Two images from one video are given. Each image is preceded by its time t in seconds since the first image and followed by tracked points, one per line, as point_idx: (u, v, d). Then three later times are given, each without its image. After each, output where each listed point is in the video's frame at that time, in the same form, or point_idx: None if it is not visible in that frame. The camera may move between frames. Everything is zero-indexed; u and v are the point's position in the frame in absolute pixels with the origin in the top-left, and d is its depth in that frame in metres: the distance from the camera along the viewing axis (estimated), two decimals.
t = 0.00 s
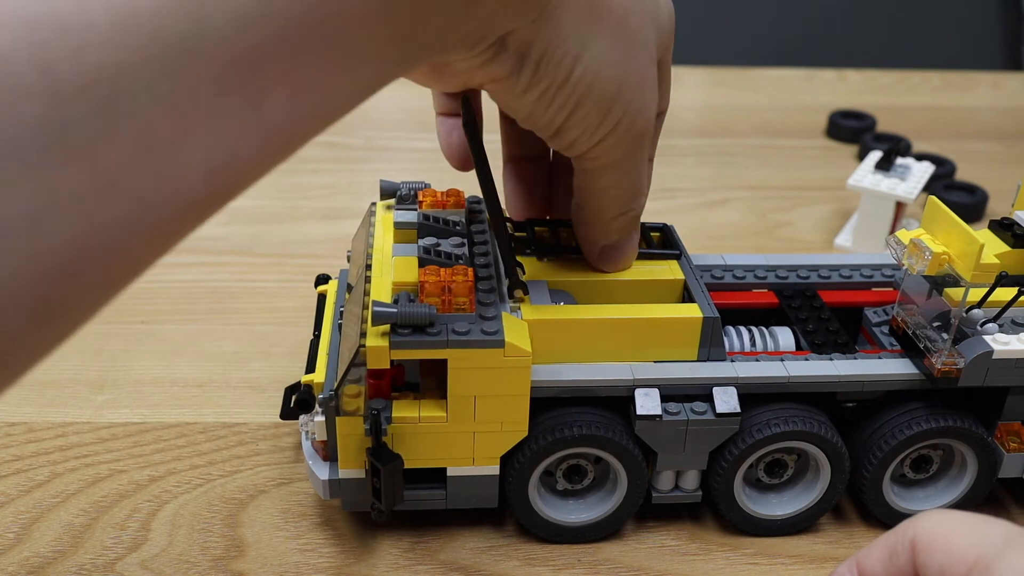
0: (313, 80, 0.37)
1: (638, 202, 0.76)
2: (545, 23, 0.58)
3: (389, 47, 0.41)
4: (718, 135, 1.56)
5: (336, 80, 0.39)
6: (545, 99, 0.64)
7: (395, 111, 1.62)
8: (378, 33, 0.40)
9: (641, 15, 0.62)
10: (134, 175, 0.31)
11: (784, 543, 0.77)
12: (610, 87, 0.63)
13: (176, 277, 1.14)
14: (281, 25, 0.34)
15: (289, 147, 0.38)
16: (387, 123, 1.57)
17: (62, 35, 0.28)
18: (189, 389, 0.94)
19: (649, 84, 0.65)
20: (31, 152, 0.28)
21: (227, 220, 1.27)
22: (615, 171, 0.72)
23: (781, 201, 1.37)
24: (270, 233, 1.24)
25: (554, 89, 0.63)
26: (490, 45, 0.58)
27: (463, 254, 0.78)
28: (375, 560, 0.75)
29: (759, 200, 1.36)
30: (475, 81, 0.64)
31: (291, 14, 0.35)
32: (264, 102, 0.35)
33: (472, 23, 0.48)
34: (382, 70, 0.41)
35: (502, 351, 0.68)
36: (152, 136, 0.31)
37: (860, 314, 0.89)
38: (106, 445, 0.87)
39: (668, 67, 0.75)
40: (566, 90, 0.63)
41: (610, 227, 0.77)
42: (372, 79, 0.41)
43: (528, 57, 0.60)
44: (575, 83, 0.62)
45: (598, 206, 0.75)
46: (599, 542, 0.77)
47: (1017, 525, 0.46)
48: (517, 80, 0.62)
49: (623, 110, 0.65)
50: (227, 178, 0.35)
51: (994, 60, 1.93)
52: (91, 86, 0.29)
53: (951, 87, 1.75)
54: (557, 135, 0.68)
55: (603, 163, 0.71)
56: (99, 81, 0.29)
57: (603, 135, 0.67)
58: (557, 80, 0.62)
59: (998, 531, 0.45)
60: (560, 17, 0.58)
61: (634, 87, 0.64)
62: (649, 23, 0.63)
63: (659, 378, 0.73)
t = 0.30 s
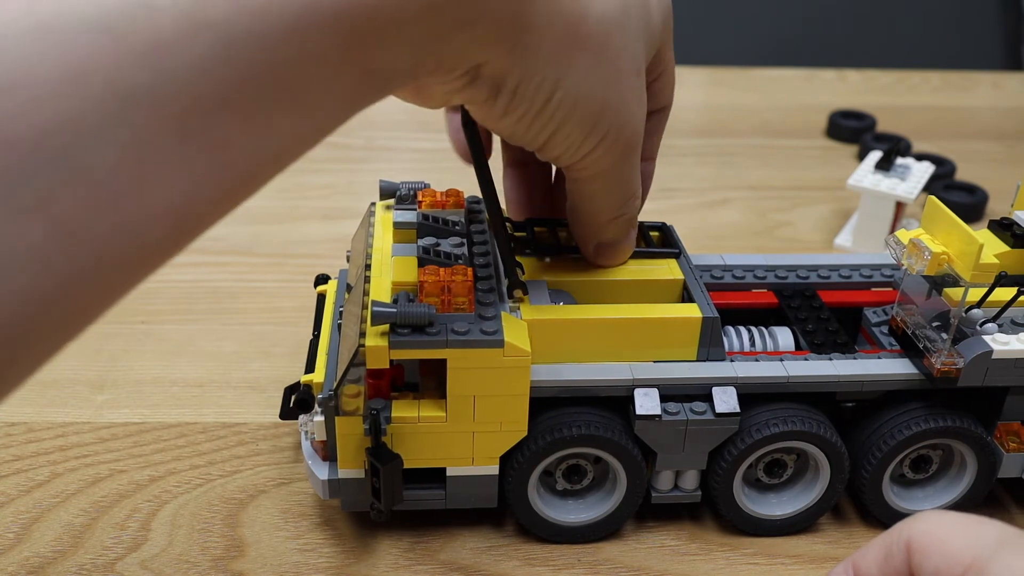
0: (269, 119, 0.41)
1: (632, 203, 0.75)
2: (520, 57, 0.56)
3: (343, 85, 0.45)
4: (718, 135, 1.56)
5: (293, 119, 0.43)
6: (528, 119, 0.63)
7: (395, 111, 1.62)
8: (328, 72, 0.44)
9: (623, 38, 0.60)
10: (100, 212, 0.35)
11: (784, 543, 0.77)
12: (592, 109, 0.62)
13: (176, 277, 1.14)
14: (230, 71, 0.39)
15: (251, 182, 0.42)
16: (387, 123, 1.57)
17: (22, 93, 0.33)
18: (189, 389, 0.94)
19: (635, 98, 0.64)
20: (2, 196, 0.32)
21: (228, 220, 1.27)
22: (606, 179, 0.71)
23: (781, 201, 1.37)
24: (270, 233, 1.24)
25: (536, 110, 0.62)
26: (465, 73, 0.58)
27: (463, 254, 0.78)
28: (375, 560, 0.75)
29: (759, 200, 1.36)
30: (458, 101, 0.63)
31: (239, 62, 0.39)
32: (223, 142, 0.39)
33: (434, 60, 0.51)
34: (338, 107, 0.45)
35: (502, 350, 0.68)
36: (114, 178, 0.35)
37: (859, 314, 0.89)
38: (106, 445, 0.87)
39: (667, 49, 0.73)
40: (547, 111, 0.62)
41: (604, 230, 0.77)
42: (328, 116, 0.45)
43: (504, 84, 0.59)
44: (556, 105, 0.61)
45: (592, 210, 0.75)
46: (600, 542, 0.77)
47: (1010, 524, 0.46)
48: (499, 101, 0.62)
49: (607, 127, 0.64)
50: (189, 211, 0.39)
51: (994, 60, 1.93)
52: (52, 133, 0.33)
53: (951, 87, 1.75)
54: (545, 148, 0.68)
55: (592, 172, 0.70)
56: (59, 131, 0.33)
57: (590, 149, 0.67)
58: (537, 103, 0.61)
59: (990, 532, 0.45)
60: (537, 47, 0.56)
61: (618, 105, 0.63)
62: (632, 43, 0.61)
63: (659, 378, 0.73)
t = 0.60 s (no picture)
0: (252, 147, 0.41)
1: (630, 213, 0.74)
2: (504, 82, 0.56)
3: (331, 109, 0.44)
4: (718, 135, 1.56)
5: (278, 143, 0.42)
6: (514, 138, 0.63)
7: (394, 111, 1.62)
8: (317, 97, 0.43)
9: (612, 62, 0.59)
10: (79, 244, 0.35)
11: (783, 543, 0.77)
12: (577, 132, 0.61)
13: (176, 277, 1.14)
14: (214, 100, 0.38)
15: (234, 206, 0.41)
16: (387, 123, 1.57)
17: None
18: (189, 389, 0.94)
19: (626, 119, 0.63)
20: None
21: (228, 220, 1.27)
22: (599, 192, 0.70)
23: (781, 201, 1.37)
24: (270, 233, 1.24)
25: (520, 130, 0.61)
26: (449, 96, 0.57)
27: (459, 254, 0.78)
28: (375, 560, 0.75)
29: (759, 200, 1.36)
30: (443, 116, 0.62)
31: (224, 91, 0.38)
32: (205, 172, 0.39)
33: (426, 82, 0.50)
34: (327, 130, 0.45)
35: (497, 351, 0.68)
36: (94, 209, 0.35)
37: (856, 314, 0.89)
38: (106, 445, 0.87)
39: (671, 53, 0.73)
40: (532, 132, 0.61)
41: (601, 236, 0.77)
42: (316, 140, 0.44)
43: (488, 106, 0.58)
44: (540, 127, 0.60)
45: (589, 220, 0.75)
46: (599, 542, 0.76)
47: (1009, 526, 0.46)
48: (483, 121, 0.61)
49: (594, 147, 0.63)
50: (168, 241, 0.38)
51: (994, 60, 1.93)
52: (27, 172, 0.33)
53: (951, 87, 1.75)
54: (532, 164, 0.67)
55: (584, 187, 0.70)
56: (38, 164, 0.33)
57: (580, 167, 0.66)
58: (521, 124, 0.60)
59: (991, 534, 0.45)
60: (520, 75, 0.55)
61: (607, 126, 0.62)
62: (623, 68, 0.60)
63: (654, 378, 0.73)
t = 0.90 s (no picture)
0: (243, 145, 0.40)
1: (626, 230, 0.74)
2: (483, 87, 0.56)
3: (321, 108, 0.44)
4: (718, 135, 1.56)
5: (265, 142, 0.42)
6: (496, 148, 0.62)
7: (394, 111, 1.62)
8: (303, 96, 0.43)
9: (587, 65, 0.59)
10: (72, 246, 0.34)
11: (782, 543, 0.77)
12: (557, 141, 0.61)
13: (176, 276, 1.14)
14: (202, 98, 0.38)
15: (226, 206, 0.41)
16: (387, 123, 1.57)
17: None
18: (188, 389, 0.94)
19: (607, 129, 0.63)
20: None
21: (229, 220, 1.27)
22: (588, 203, 0.70)
23: (781, 201, 1.37)
24: (270, 233, 1.24)
25: (501, 141, 0.61)
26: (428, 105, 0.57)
27: (452, 254, 0.78)
28: (375, 559, 0.75)
29: (759, 200, 1.36)
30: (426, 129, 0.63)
31: (213, 91, 0.38)
32: (197, 171, 0.38)
33: (410, 81, 0.50)
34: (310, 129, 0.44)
35: (490, 351, 0.68)
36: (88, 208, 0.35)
37: (851, 314, 0.89)
38: (106, 445, 0.87)
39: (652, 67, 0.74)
40: (511, 141, 0.61)
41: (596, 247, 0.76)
42: (306, 138, 0.44)
43: (469, 111, 0.58)
44: (520, 136, 0.60)
45: (582, 232, 0.75)
46: (598, 542, 0.76)
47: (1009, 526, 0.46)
48: (464, 132, 0.61)
49: (576, 158, 0.63)
50: (162, 240, 0.38)
51: (994, 60, 1.93)
52: (18, 170, 0.32)
53: (951, 87, 1.75)
54: (519, 178, 0.67)
55: (575, 200, 0.69)
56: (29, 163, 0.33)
57: (564, 179, 0.66)
58: (501, 132, 0.60)
59: (989, 533, 0.45)
60: (497, 79, 0.55)
61: (587, 134, 0.62)
62: (599, 74, 0.61)
63: (647, 378, 0.73)
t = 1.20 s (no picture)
0: (174, 122, 0.43)
1: (609, 188, 0.70)
2: (431, 53, 0.55)
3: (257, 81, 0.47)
4: (718, 135, 1.56)
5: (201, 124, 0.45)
6: (458, 115, 0.60)
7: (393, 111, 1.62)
8: (235, 71, 0.46)
9: (536, 18, 0.57)
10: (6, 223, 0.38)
11: (783, 543, 0.77)
12: (516, 100, 0.58)
13: (176, 276, 1.14)
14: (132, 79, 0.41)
15: (166, 187, 0.45)
16: (387, 123, 1.57)
17: None
18: (189, 389, 0.94)
19: (570, 80, 0.60)
20: None
21: (229, 220, 1.27)
22: (567, 164, 0.66)
23: (781, 201, 1.37)
24: (269, 232, 1.24)
25: (460, 108, 0.59)
26: (381, 80, 0.57)
27: (453, 254, 0.78)
28: (375, 559, 0.75)
29: (759, 200, 1.36)
30: (390, 109, 0.62)
31: (136, 70, 0.41)
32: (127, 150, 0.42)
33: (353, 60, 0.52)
34: (247, 111, 0.47)
35: (491, 351, 0.68)
36: (16, 190, 0.38)
37: (851, 314, 0.89)
38: (106, 445, 0.87)
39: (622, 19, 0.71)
40: (470, 107, 0.59)
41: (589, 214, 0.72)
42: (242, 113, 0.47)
43: (424, 81, 0.57)
44: (478, 100, 0.58)
45: (572, 200, 0.71)
46: (599, 542, 0.76)
47: (1006, 526, 0.46)
48: (424, 103, 0.60)
49: (539, 117, 0.60)
50: (99, 216, 0.42)
51: (995, 61, 1.93)
52: None
53: (952, 87, 1.75)
54: (490, 147, 0.64)
55: (550, 162, 0.66)
56: None
57: (533, 141, 0.62)
58: (460, 98, 0.58)
59: (987, 534, 0.45)
60: (444, 40, 0.54)
61: (549, 87, 0.59)
62: (552, 25, 0.58)
63: (648, 378, 0.73)
